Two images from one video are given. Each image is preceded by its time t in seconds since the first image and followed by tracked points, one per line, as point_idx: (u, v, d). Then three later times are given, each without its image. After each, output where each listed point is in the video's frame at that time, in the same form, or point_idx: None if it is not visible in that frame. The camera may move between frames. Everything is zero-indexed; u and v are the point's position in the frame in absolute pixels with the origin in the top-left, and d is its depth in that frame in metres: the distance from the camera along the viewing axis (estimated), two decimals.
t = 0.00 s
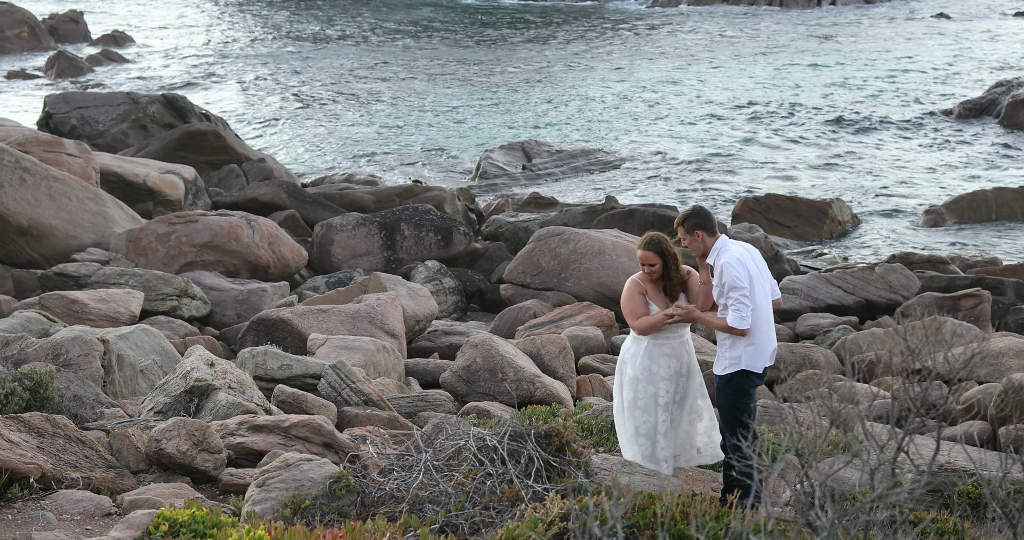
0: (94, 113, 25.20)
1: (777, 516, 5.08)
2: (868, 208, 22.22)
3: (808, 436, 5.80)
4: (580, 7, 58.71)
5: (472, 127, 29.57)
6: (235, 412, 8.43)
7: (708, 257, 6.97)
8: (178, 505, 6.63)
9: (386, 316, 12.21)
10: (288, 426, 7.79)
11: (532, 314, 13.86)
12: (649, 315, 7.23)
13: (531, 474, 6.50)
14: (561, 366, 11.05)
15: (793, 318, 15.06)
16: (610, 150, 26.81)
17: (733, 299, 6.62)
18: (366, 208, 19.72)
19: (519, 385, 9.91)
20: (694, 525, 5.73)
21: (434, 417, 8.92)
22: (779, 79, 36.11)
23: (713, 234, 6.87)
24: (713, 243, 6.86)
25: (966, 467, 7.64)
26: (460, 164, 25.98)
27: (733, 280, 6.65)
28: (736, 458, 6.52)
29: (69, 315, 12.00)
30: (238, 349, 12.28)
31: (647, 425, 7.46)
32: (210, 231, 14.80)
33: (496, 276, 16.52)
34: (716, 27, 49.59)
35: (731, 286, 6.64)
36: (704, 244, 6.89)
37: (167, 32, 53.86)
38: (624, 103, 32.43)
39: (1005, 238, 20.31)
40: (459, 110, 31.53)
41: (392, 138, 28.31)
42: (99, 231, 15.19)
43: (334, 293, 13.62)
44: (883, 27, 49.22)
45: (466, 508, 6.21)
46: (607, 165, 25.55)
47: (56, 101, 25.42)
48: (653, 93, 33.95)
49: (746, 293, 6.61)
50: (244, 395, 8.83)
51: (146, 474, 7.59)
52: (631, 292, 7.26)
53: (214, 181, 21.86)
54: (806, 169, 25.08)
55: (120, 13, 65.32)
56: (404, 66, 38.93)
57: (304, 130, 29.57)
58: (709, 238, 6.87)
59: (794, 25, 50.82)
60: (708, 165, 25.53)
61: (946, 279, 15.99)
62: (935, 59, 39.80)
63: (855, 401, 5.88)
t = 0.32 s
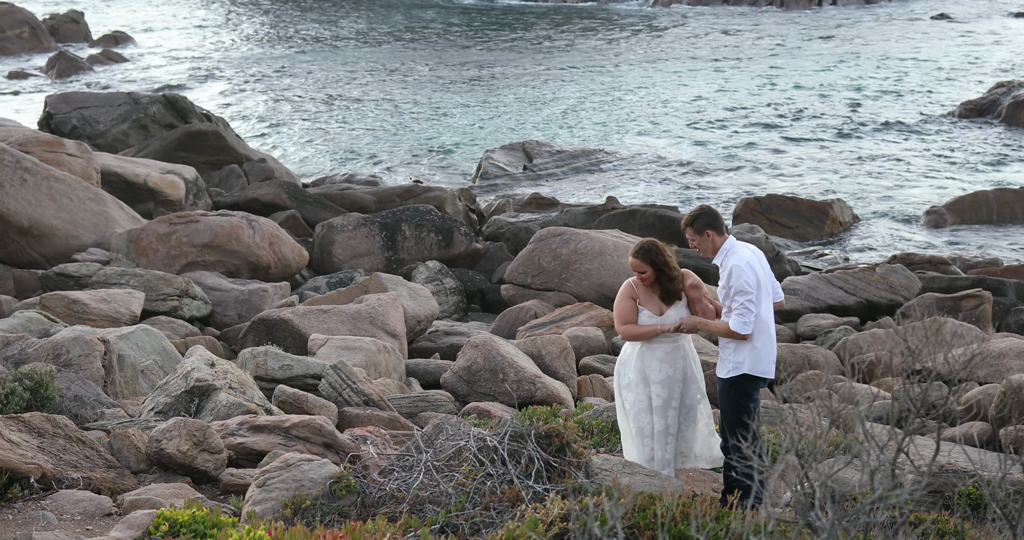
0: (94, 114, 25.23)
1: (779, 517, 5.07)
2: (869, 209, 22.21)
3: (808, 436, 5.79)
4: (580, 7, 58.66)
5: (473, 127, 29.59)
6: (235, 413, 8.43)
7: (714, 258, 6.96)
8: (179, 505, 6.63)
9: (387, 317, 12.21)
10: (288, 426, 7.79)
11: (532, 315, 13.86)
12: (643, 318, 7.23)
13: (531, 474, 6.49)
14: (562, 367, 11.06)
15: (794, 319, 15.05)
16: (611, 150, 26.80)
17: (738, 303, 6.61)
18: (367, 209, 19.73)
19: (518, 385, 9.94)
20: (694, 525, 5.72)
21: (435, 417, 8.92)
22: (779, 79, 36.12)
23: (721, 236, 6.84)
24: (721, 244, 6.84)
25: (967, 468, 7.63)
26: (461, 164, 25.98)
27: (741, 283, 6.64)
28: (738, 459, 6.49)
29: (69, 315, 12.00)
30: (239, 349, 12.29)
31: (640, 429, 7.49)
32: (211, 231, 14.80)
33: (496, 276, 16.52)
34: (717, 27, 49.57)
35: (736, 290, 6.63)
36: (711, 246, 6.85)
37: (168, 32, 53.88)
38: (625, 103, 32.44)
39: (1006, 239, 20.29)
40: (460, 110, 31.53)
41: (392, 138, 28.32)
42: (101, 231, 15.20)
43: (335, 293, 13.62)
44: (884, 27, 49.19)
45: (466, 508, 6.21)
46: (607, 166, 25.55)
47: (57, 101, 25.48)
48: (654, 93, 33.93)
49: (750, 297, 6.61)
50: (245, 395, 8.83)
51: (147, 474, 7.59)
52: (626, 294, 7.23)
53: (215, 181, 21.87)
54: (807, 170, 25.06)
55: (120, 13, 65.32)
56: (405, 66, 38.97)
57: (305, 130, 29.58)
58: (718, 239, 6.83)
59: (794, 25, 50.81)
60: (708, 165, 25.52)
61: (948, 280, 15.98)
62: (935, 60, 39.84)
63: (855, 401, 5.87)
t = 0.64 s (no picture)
0: (95, 113, 25.24)
1: (780, 518, 5.07)
2: (869, 210, 22.22)
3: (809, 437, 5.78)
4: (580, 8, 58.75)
5: (472, 127, 29.61)
6: (235, 413, 8.42)
7: (722, 258, 6.86)
8: (180, 505, 6.62)
9: (387, 317, 12.20)
10: (288, 426, 7.78)
11: (533, 315, 13.86)
12: (643, 320, 7.31)
13: (532, 474, 6.49)
14: (563, 367, 11.06)
15: (794, 319, 15.04)
16: (611, 151, 26.81)
17: (734, 310, 6.56)
18: (367, 209, 19.74)
19: (519, 384, 9.94)
20: (694, 525, 5.72)
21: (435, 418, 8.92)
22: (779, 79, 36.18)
23: (728, 239, 6.73)
24: (727, 247, 6.73)
25: (968, 469, 7.62)
26: (461, 164, 25.97)
27: (743, 289, 6.56)
28: (739, 460, 6.49)
29: (70, 315, 12.00)
30: (239, 349, 12.29)
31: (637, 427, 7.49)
32: (211, 231, 14.79)
33: (497, 276, 16.52)
34: (717, 28, 49.63)
35: (733, 297, 6.57)
36: (716, 247, 6.76)
37: (168, 31, 53.89)
38: (625, 104, 32.46)
39: (1006, 240, 20.29)
40: (460, 110, 31.56)
41: (392, 138, 28.34)
42: (101, 231, 15.19)
43: (335, 294, 13.62)
44: (884, 28, 49.25)
45: (466, 509, 6.20)
46: (607, 166, 25.55)
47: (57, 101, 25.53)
48: (654, 94, 33.96)
49: (747, 305, 6.54)
50: (245, 395, 8.82)
51: (147, 474, 7.60)
52: (629, 294, 7.31)
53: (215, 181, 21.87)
54: (807, 170, 25.08)
55: (120, 13, 65.32)
56: (405, 66, 39.00)
57: (305, 130, 29.60)
58: (724, 242, 6.73)
59: (794, 26, 50.88)
60: (709, 165, 25.53)
61: (948, 281, 15.98)
62: (935, 60, 39.85)
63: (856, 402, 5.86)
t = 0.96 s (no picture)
0: (95, 114, 25.24)
1: (783, 519, 5.07)
2: (869, 210, 22.21)
3: (811, 438, 5.77)
4: (580, 9, 58.76)
5: (473, 127, 29.61)
6: (236, 413, 8.42)
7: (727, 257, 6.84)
8: (181, 505, 6.62)
9: (388, 317, 12.19)
10: (289, 426, 7.78)
11: (533, 315, 13.86)
12: (641, 315, 7.39)
13: (533, 475, 6.49)
14: (563, 368, 11.06)
15: (794, 320, 15.04)
16: (611, 151, 26.81)
17: (736, 312, 6.55)
18: (367, 210, 19.74)
19: (519, 385, 9.93)
20: (696, 526, 5.71)
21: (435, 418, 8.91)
22: (778, 80, 36.22)
23: (734, 239, 6.71)
24: (733, 247, 6.71)
25: (969, 469, 7.61)
26: (461, 165, 25.97)
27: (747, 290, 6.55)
28: (742, 461, 6.48)
29: (70, 315, 11.99)
30: (239, 349, 12.29)
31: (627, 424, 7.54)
32: (212, 231, 14.79)
33: (496, 277, 16.51)
34: (716, 28, 49.68)
35: (736, 299, 6.56)
36: (721, 247, 6.73)
37: (169, 31, 53.90)
38: (626, 104, 32.47)
39: (1006, 241, 20.28)
40: (460, 111, 31.57)
41: (391, 138, 28.34)
42: (101, 231, 15.18)
43: (335, 294, 13.62)
44: (884, 28, 49.26)
45: (467, 509, 6.19)
46: (608, 166, 25.55)
47: (58, 101, 25.55)
48: (654, 94, 33.99)
49: (748, 307, 6.52)
50: (245, 395, 8.81)
51: (148, 475, 7.60)
52: (631, 289, 7.39)
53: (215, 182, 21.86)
54: (807, 170, 25.09)
55: (121, 13, 65.30)
56: (405, 67, 39.02)
57: (305, 130, 29.59)
58: (730, 242, 6.71)
59: (794, 26, 50.89)
60: (708, 165, 25.56)
61: (948, 281, 15.97)
62: (936, 61, 39.84)
63: (857, 403, 5.84)
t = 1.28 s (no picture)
0: (95, 113, 25.24)
1: (785, 520, 5.06)
2: (869, 210, 22.20)
3: (813, 438, 5.76)
4: (580, 9, 58.78)
5: (473, 127, 29.62)
6: (237, 413, 8.41)
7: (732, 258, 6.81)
8: (182, 506, 6.61)
9: (388, 317, 12.18)
10: (289, 426, 7.77)
11: (534, 315, 13.85)
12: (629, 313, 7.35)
13: (534, 475, 6.47)
14: (563, 368, 11.06)
15: (794, 320, 15.03)
16: (611, 151, 26.82)
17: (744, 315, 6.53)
18: (367, 209, 19.74)
19: (520, 385, 9.93)
20: (699, 526, 5.71)
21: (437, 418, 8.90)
22: (777, 79, 36.25)
23: (740, 240, 6.68)
24: (739, 248, 6.69)
25: (970, 470, 7.61)
26: (461, 165, 25.96)
27: (753, 294, 6.54)
28: (743, 462, 6.48)
29: (70, 315, 11.98)
30: (239, 349, 12.28)
31: (603, 415, 7.34)
32: (212, 231, 14.78)
33: (496, 277, 16.50)
34: (717, 28, 49.72)
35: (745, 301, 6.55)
36: (725, 249, 6.71)
37: (169, 32, 53.92)
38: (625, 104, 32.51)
39: (1005, 241, 20.29)
40: (460, 110, 31.58)
41: (391, 138, 28.35)
42: (102, 230, 15.17)
43: (335, 294, 13.62)
44: (884, 28, 49.29)
45: (469, 509, 6.18)
46: (608, 166, 25.54)
47: (58, 101, 25.56)
48: (654, 94, 34.02)
49: (758, 309, 6.52)
50: (246, 395, 8.80)
51: (149, 475, 7.59)
52: (622, 291, 7.37)
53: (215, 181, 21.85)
54: (807, 170, 25.09)
55: (121, 13, 65.30)
56: (405, 67, 39.04)
57: (304, 130, 29.59)
58: (736, 244, 6.68)
59: (794, 26, 50.91)
60: (708, 165, 25.57)
61: (948, 282, 15.98)
62: (936, 61, 39.87)
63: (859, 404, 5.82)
